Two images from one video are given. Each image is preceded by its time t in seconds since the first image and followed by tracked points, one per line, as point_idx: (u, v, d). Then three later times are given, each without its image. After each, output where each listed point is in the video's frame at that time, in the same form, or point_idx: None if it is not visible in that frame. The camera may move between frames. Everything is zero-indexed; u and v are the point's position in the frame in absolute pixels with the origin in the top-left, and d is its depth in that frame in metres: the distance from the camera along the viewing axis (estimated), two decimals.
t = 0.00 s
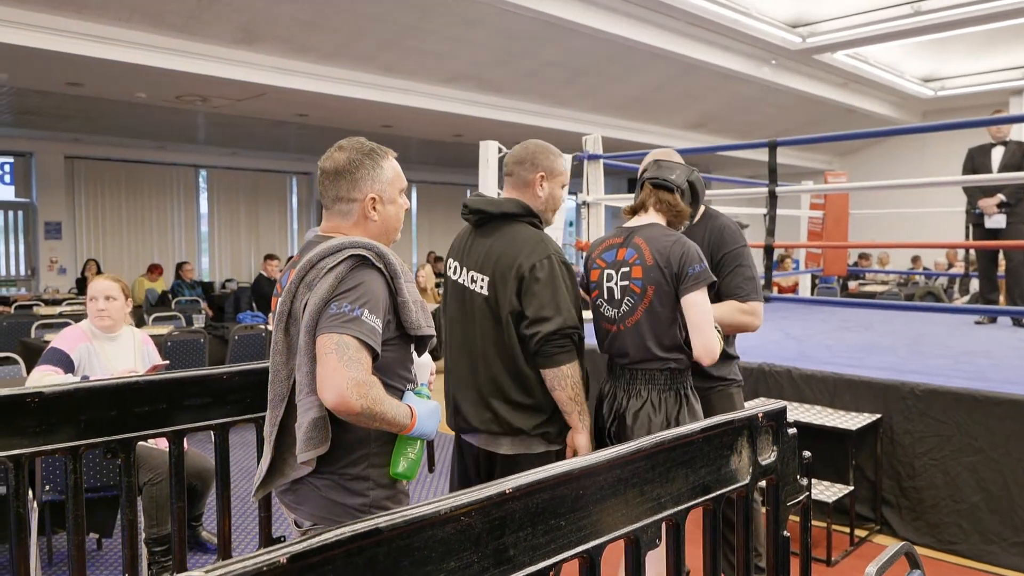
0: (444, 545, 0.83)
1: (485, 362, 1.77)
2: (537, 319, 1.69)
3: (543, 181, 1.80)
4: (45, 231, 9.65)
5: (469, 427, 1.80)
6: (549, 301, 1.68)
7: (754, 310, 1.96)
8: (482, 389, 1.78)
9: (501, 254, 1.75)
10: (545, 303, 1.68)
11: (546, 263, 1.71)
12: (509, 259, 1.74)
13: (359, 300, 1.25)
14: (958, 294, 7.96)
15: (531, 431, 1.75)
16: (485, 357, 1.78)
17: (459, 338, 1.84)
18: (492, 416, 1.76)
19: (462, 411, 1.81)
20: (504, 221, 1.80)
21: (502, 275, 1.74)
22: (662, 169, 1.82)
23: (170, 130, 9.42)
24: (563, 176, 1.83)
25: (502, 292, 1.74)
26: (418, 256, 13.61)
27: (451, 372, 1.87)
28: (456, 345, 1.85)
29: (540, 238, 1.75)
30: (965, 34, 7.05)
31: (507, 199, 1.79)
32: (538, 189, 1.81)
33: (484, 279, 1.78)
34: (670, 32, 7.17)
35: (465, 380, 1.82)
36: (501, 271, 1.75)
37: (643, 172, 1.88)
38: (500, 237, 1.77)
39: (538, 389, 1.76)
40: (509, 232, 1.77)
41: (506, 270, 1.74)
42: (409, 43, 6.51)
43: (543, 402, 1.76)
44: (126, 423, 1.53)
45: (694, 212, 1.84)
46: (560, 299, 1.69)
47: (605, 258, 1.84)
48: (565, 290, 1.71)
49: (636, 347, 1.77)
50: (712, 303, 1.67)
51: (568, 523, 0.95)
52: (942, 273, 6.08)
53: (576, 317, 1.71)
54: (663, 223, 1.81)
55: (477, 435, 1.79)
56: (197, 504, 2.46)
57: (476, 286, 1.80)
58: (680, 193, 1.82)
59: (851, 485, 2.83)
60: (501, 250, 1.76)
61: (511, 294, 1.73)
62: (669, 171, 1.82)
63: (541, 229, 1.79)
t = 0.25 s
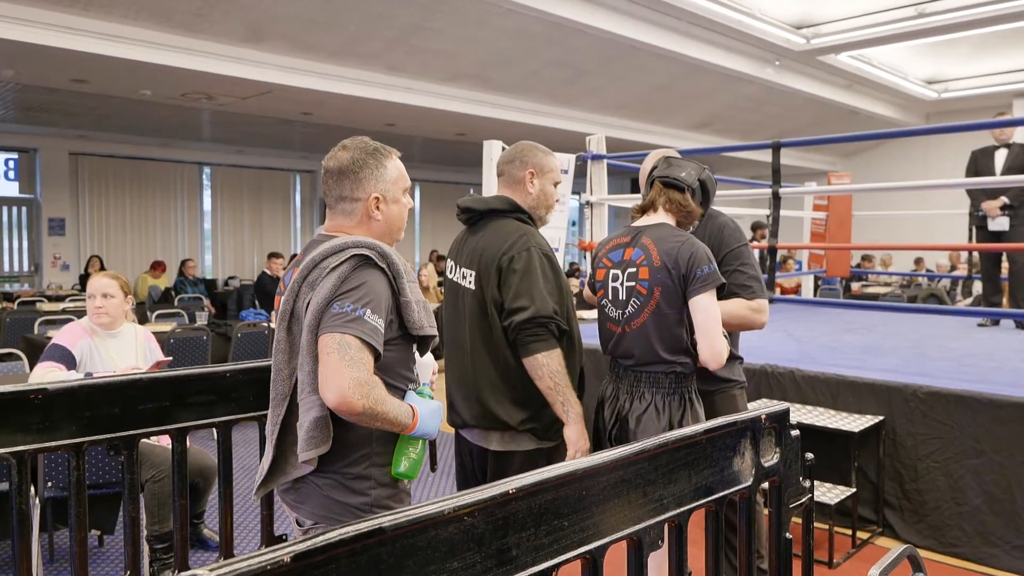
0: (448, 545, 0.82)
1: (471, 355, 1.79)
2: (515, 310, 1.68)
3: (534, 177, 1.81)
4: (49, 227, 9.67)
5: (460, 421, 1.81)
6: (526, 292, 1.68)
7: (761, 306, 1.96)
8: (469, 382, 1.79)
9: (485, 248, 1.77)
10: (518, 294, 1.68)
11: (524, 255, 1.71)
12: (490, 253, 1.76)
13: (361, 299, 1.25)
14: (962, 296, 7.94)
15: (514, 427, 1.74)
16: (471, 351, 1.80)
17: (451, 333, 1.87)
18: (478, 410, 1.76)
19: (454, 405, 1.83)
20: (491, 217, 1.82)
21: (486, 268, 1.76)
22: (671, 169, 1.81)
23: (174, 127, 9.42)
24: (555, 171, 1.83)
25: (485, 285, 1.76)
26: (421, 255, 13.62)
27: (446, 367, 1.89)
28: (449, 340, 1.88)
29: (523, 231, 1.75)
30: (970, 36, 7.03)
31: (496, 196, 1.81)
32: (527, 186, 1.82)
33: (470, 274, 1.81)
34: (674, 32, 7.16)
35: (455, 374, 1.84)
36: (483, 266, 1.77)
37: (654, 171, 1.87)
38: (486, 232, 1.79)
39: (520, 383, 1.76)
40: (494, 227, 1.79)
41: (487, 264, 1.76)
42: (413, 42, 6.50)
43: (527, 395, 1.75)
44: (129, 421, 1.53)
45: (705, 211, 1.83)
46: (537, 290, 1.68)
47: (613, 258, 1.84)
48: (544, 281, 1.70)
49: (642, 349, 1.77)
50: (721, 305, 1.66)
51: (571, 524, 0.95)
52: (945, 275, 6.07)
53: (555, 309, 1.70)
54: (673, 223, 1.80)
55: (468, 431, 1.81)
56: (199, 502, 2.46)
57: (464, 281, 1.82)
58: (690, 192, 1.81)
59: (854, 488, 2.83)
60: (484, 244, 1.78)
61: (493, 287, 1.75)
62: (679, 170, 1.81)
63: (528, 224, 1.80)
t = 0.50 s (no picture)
0: (451, 544, 0.83)
1: (473, 355, 1.80)
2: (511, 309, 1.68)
3: (536, 177, 1.81)
4: (51, 227, 9.68)
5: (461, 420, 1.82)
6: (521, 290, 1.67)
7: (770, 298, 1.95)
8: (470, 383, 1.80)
9: (485, 248, 1.78)
10: (513, 291, 1.68)
11: (519, 254, 1.71)
12: (489, 252, 1.77)
13: (364, 299, 1.25)
14: (964, 297, 7.92)
15: (512, 426, 1.74)
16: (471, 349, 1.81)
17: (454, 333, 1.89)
18: (479, 409, 1.78)
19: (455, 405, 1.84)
20: (490, 218, 1.83)
21: (485, 268, 1.77)
22: (676, 171, 1.81)
23: (176, 127, 9.43)
24: (559, 171, 1.83)
25: (484, 285, 1.77)
26: (423, 255, 13.62)
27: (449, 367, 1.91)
28: (452, 339, 1.90)
29: (521, 231, 1.75)
30: (972, 37, 7.02)
31: (497, 197, 1.81)
32: (530, 185, 1.81)
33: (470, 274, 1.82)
34: (675, 32, 7.16)
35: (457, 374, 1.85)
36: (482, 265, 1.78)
37: (659, 173, 1.87)
38: (485, 233, 1.80)
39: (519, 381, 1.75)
40: (494, 228, 1.79)
41: (486, 262, 1.77)
42: (415, 42, 6.51)
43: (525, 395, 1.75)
44: (132, 419, 1.53)
45: (709, 213, 1.83)
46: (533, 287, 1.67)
47: (616, 261, 1.84)
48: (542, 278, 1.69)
49: (642, 352, 1.77)
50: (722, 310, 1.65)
51: (574, 522, 0.95)
52: (947, 276, 6.06)
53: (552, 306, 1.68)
54: (676, 225, 1.80)
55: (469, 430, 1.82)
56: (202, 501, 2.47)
57: (465, 282, 1.83)
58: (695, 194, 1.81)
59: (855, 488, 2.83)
60: (483, 245, 1.79)
61: (492, 287, 1.75)
62: (684, 172, 1.80)
63: (527, 224, 1.80)
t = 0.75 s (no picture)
0: (453, 545, 0.83)
1: (487, 360, 1.80)
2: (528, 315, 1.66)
3: (547, 179, 1.80)
4: (53, 227, 9.69)
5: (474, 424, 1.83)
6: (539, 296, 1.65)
7: (776, 301, 1.95)
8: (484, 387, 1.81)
9: (500, 251, 1.76)
10: (537, 297, 1.64)
11: (537, 258, 1.68)
12: (508, 256, 1.74)
13: (366, 300, 1.25)
14: (965, 297, 7.92)
15: (529, 430, 1.74)
16: (488, 354, 1.79)
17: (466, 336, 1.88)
18: (492, 414, 1.79)
19: (467, 409, 1.85)
20: (504, 221, 1.81)
21: (500, 273, 1.75)
22: (677, 172, 1.81)
23: (177, 127, 9.43)
24: (569, 174, 1.82)
25: (500, 289, 1.75)
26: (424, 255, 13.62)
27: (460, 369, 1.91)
28: (463, 342, 1.90)
29: (536, 235, 1.74)
30: (973, 37, 7.01)
31: (510, 199, 1.80)
32: (541, 187, 1.80)
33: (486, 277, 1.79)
34: (676, 32, 7.15)
35: (470, 377, 1.86)
36: (501, 269, 1.75)
37: (659, 175, 1.87)
38: (499, 236, 1.79)
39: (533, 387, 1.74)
40: (508, 231, 1.78)
41: (505, 267, 1.74)
42: (416, 42, 6.51)
43: (541, 401, 1.74)
44: (134, 420, 1.53)
45: (710, 214, 1.83)
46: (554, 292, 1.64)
47: (617, 261, 1.83)
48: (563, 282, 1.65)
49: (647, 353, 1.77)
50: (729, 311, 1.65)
51: (576, 524, 0.95)
52: (948, 275, 6.05)
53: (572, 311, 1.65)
54: (678, 227, 1.80)
55: (482, 433, 1.82)
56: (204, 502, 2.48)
57: (478, 286, 1.82)
58: (696, 195, 1.81)
59: (858, 488, 2.82)
60: (497, 248, 1.77)
61: (509, 292, 1.74)
62: (685, 174, 1.80)
63: (540, 228, 1.78)
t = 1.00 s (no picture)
0: (455, 546, 0.83)
1: (504, 365, 1.77)
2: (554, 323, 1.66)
3: (567, 182, 1.78)
4: (54, 228, 9.70)
5: (487, 430, 1.79)
6: (567, 304, 1.65)
7: (774, 303, 1.95)
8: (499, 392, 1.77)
9: (521, 256, 1.74)
10: (561, 307, 1.66)
11: (564, 267, 1.68)
12: (530, 262, 1.72)
13: (369, 301, 1.25)
14: (966, 297, 7.92)
15: (551, 436, 1.72)
16: (507, 359, 1.76)
17: (477, 340, 1.84)
18: (510, 420, 1.75)
19: (479, 414, 1.81)
20: (523, 225, 1.79)
21: (521, 278, 1.74)
22: (679, 173, 1.81)
23: (177, 128, 9.44)
24: (585, 177, 1.80)
25: (522, 295, 1.73)
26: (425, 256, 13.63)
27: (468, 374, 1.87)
28: (473, 347, 1.85)
29: (559, 242, 1.73)
30: (974, 37, 7.01)
31: (529, 203, 1.79)
32: (560, 191, 1.78)
33: (506, 283, 1.77)
34: (676, 33, 7.15)
35: (482, 382, 1.82)
36: (522, 275, 1.74)
37: (661, 176, 1.87)
38: (518, 240, 1.77)
39: (554, 393, 1.73)
40: (528, 236, 1.76)
41: (527, 273, 1.73)
42: (416, 43, 6.51)
43: (562, 408, 1.73)
44: (136, 421, 1.53)
45: (712, 216, 1.83)
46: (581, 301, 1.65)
47: (621, 261, 1.83)
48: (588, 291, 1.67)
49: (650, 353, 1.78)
50: (732, 313, 1.66)
51: (578, 525, 0.95)
52: (949, 276, 6.04)
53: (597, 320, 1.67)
54: (681, 227, 1.80)
55: (498, 439, 1.77)
56: (205, 503, 2.48)
57: (494, 291, 1.79)
58: (698, 196, 1.81)
59: (859, 489, 2.82)
60: (517, 253, 1.75)
61: (531, 298, 1.72)
62: (687, 175, 1.81)
63: (560, 235, 1.79)
